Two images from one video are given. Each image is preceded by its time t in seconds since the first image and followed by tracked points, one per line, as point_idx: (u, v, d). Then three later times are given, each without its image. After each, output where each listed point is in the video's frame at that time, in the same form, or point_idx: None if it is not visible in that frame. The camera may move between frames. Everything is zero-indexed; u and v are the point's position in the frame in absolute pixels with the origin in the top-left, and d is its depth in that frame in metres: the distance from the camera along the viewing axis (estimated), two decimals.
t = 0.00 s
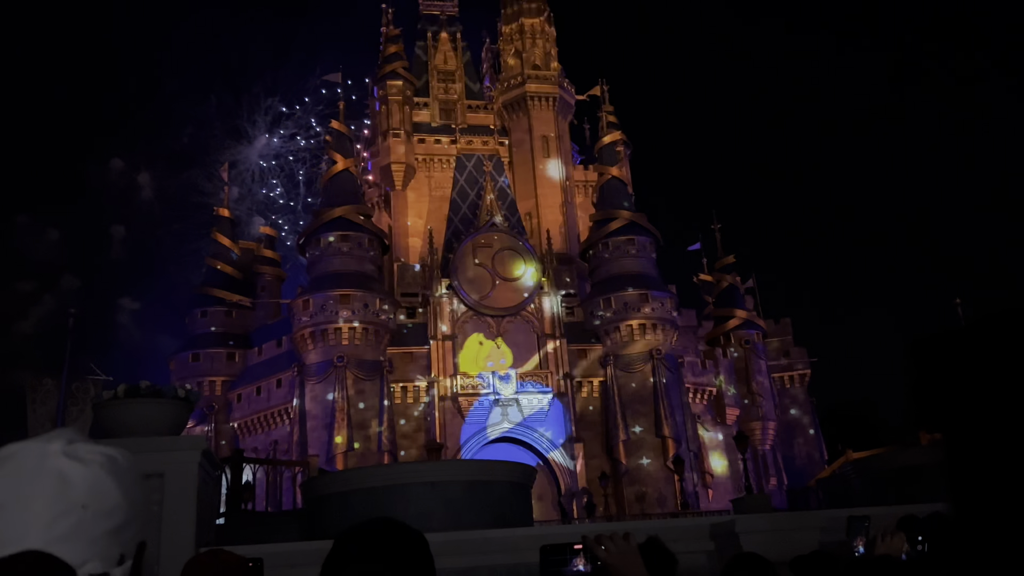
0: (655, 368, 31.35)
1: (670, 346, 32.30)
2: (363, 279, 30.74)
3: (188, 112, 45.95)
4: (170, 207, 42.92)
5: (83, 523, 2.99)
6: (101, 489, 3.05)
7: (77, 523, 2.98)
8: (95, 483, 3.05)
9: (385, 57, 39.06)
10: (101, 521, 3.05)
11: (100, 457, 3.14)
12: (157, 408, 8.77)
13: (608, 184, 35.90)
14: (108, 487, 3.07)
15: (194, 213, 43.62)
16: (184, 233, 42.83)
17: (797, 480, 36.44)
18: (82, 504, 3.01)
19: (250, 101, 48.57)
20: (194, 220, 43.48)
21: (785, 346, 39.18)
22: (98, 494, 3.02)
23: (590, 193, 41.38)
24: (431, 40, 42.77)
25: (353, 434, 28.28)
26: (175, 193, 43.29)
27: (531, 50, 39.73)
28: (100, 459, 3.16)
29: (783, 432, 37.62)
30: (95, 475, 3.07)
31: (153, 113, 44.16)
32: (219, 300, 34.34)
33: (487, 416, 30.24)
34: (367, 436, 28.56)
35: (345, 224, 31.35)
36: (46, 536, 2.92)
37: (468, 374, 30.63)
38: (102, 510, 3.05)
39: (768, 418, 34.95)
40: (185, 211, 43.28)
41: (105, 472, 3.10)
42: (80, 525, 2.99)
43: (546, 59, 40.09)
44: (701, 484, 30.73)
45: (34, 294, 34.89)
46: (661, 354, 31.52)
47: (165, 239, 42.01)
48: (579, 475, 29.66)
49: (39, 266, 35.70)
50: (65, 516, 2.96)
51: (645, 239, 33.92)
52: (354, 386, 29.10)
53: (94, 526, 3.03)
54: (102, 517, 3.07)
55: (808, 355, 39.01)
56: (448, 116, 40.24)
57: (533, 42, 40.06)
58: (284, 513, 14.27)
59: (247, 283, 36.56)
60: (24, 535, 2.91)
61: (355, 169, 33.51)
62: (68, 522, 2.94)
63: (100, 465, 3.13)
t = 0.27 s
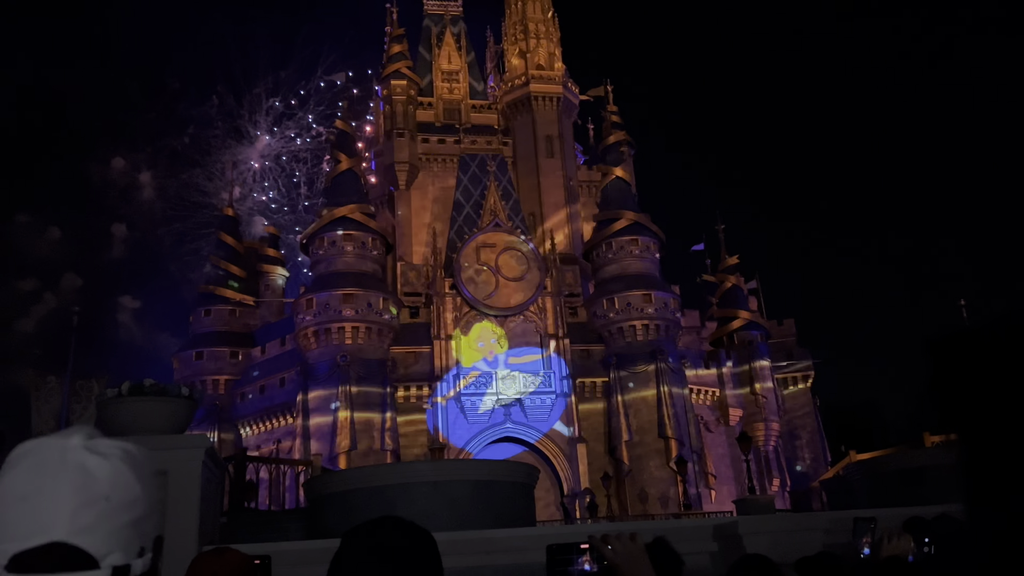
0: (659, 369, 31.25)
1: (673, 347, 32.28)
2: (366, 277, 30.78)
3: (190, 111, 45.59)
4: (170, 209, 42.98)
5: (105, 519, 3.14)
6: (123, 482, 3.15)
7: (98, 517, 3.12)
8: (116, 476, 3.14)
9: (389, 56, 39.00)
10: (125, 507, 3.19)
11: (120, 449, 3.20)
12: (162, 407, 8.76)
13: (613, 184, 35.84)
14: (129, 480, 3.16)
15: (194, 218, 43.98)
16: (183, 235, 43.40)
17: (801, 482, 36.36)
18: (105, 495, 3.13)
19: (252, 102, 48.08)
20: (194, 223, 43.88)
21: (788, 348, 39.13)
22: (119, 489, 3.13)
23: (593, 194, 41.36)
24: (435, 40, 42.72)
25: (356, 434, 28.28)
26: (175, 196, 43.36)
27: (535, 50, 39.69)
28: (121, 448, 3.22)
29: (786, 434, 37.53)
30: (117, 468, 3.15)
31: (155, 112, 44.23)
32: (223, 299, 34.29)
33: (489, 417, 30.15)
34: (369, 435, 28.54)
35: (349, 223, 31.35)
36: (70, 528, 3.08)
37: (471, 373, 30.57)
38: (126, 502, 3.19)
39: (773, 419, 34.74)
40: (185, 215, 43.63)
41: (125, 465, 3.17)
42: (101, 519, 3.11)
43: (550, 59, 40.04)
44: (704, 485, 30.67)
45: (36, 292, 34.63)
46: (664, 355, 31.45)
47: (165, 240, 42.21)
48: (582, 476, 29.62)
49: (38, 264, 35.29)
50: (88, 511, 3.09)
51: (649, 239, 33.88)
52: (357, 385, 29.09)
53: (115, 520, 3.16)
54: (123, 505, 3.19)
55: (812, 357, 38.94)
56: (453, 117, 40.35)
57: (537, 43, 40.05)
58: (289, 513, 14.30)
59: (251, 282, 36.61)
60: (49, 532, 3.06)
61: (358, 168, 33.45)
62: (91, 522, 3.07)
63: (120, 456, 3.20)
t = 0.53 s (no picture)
0: (663, 370, 31.24)
1: (677, 347, 32.27)
2: (371, 277, 30.80)
3: (193, 111, 44.37)
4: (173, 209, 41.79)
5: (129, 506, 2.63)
6: (150, 473, 2.66)
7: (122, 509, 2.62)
8: (143, 466, 2.66)
9: (393, 56, 39.09)
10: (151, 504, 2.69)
11: (144, 444, 2.75)
12: (169, 406, 8.78)
13: (617, 185, 35.77)
14: (155, 474, 2.68)
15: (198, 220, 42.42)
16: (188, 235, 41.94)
17: (804, 484, 36.31)
18: (131, 486, 2.63)
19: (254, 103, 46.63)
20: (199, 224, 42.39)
21: (792, 349, 39.06)
22: (149, 477, 2.63)
23: (598, 194, 41.36)
24: (440, 40, 42.76)
25: (360, 433, 28.29)
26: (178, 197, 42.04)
27: (539, 50, 39.73)
28: (145, 444, 2.78)
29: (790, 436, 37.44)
30: (143, 460, 2.69)
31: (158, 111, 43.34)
32: (227, 298, 34.23)
33: (493, 417, 30.34)
34: (374, 436, 28.58)
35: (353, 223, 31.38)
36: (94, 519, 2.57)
37: (474, 373, 30.61)
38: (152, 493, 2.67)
39: (776, 421, 34.87)
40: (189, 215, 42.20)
41: (151, 458, 2.72)
42: (123, 511, 2.61)
43: (555, 59, 40.05)
44: (708, 486, 30.63)
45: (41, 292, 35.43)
46: (668, 356, 31.42)
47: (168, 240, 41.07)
48: (585, 477, 29.61)
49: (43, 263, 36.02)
50: (111, 504, 2.59)
51: (653, 240, 33.84)
52: (361, 385, 29.14)
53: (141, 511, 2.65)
54: (149, 500, 2.71)
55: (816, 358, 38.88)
56: (457, 116, 40.27)
57: (542, 43, 40.03)
58: (292, 513, 14.30)
59: (256, 282, 36.57)
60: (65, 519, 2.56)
61: (362, 169, 33.51)
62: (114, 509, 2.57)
63: (145, 450, 2.75)
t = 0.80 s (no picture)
0: (668, 371, 31.20)
1: (682, 349, 32.26)
2: (376, 278, 30.86)
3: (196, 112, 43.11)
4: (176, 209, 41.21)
5: (156, 491, 2.55)
6: (166, 467, 2.67)
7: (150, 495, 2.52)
8: (157, 463, 2.67)
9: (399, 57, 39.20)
10: (175, 499, 2.64)
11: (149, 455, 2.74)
12: (175, 406, 8.77)
13: (622, 186, 35.72)
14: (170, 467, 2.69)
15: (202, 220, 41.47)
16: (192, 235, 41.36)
17: (809, 486, 36.21)
18: (152, 478, 2.58)
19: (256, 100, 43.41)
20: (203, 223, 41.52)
21: (797, 351, 38.95)
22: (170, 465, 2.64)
23: (603, 195, 41.35)
24: (445, 42, 42.78)
25: (364, 434, 28.29)
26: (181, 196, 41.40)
27: (545, 51, 39.66)
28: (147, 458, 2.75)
29: (795, 438, 37.36)
30: (153, 461, 2.68)
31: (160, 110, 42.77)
32: (232, 298, 34.30)
33: (498, 418, 30.37)
34: (378, 436, 28.56)
35: (358, 223, 31.41)
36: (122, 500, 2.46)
37: (479, 374, 30.60)
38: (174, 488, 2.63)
39: (780, 423, 34.97)
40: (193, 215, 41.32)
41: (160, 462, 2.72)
42: (155, 495, 2.53)
43: (560, 60, 39.98)
44: (713, 488, 30.57)
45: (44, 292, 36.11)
46: (673, 357, 31.38)
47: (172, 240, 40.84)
48: (590, 478, 29.56)
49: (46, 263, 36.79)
50: (144, 485, 2.52)
51: (657, 241, 33.86)
52: (366, 386, 29.15)
53: (167, 501, 2.59)
54: (163, 497, 2.63)
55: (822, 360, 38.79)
56: (462, 117, 40.33)
57: (547, 44, 39.99)
58: (298, 513, 14.31)
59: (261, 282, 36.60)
60: (94, 495, 2.44)
61: (368, 169, 33.54)
62: (150, 487, 2.48)
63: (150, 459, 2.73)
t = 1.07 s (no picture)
0: (672, 374, 31.18)
1: (686, 351, 32.28)
2: (380, 279, 30.89)
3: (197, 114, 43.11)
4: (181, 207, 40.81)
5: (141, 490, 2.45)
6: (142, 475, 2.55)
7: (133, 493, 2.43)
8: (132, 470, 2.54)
9: (404, 58, 39.24)
10: (159, 502, 2.53)
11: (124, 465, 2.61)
12: (180, 408, 8.79)
13: (626, 188, 35.71)
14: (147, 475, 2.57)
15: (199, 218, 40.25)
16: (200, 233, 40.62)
17: (814, 488, 36.21)
18: (135, 482, 2.47)
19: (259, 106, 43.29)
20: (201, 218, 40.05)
21: (802, 353, 38.90)
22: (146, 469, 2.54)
23: (607, 196, 41.31)
24: (450, 43, 42.80)
25: (368, 436, 28.28)
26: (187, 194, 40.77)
27: (550, 53, 39.66)
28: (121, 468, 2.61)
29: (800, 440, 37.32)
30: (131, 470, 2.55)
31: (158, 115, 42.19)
32: (237, 300, 34.33)
33: (502, 419, 30.28)
34: (382, 438, 28.56)
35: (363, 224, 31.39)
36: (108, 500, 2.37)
37: (483, 376, 30.59)
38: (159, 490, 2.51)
39: (784, 425, 34.71)
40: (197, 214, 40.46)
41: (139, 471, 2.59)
42: (140, 492, 2.43)
43: (565, 62, 39.99)
44: (716, 490, 30.55)
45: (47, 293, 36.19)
46: (677, 359, 31.34)
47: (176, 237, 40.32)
48: (594, 480, 29.53)
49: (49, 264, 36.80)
50: (129, 483, 2.42)
51: (662, 243, 33.82)
52: (370, 387, 29.15)
53: (153, 496, 2.51)
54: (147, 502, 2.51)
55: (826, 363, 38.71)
56: (466, 118, 40.37)
57: (551, 44, 39.91)
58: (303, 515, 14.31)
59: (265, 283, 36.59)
60: (76, 491, 2.36)
61: (373, 171, 33.60)
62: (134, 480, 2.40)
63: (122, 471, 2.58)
